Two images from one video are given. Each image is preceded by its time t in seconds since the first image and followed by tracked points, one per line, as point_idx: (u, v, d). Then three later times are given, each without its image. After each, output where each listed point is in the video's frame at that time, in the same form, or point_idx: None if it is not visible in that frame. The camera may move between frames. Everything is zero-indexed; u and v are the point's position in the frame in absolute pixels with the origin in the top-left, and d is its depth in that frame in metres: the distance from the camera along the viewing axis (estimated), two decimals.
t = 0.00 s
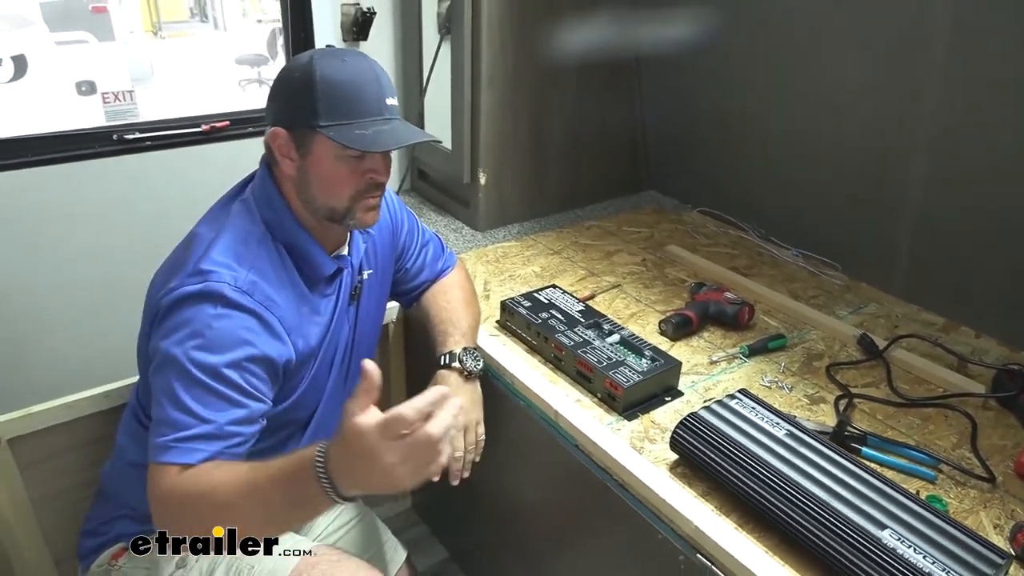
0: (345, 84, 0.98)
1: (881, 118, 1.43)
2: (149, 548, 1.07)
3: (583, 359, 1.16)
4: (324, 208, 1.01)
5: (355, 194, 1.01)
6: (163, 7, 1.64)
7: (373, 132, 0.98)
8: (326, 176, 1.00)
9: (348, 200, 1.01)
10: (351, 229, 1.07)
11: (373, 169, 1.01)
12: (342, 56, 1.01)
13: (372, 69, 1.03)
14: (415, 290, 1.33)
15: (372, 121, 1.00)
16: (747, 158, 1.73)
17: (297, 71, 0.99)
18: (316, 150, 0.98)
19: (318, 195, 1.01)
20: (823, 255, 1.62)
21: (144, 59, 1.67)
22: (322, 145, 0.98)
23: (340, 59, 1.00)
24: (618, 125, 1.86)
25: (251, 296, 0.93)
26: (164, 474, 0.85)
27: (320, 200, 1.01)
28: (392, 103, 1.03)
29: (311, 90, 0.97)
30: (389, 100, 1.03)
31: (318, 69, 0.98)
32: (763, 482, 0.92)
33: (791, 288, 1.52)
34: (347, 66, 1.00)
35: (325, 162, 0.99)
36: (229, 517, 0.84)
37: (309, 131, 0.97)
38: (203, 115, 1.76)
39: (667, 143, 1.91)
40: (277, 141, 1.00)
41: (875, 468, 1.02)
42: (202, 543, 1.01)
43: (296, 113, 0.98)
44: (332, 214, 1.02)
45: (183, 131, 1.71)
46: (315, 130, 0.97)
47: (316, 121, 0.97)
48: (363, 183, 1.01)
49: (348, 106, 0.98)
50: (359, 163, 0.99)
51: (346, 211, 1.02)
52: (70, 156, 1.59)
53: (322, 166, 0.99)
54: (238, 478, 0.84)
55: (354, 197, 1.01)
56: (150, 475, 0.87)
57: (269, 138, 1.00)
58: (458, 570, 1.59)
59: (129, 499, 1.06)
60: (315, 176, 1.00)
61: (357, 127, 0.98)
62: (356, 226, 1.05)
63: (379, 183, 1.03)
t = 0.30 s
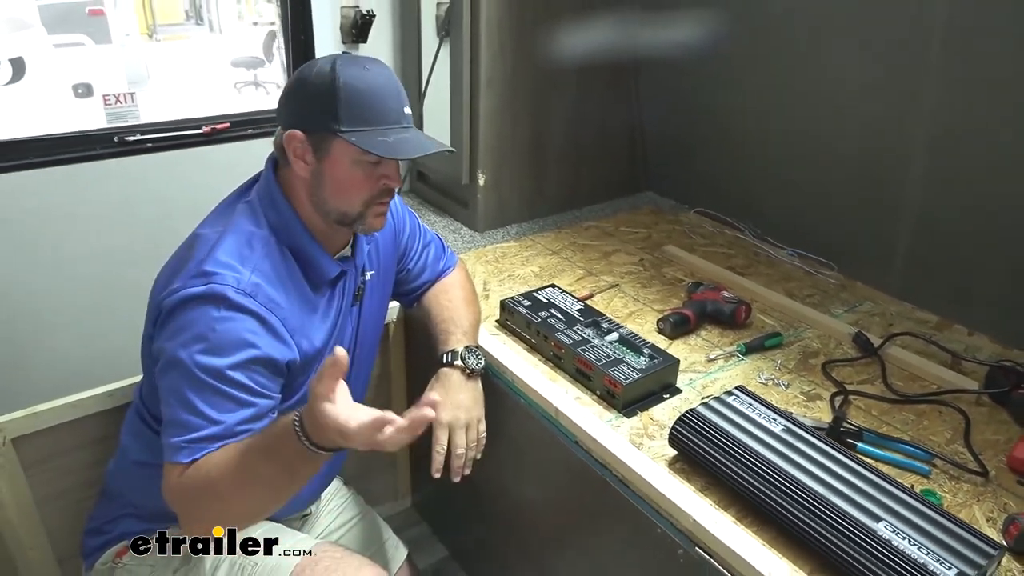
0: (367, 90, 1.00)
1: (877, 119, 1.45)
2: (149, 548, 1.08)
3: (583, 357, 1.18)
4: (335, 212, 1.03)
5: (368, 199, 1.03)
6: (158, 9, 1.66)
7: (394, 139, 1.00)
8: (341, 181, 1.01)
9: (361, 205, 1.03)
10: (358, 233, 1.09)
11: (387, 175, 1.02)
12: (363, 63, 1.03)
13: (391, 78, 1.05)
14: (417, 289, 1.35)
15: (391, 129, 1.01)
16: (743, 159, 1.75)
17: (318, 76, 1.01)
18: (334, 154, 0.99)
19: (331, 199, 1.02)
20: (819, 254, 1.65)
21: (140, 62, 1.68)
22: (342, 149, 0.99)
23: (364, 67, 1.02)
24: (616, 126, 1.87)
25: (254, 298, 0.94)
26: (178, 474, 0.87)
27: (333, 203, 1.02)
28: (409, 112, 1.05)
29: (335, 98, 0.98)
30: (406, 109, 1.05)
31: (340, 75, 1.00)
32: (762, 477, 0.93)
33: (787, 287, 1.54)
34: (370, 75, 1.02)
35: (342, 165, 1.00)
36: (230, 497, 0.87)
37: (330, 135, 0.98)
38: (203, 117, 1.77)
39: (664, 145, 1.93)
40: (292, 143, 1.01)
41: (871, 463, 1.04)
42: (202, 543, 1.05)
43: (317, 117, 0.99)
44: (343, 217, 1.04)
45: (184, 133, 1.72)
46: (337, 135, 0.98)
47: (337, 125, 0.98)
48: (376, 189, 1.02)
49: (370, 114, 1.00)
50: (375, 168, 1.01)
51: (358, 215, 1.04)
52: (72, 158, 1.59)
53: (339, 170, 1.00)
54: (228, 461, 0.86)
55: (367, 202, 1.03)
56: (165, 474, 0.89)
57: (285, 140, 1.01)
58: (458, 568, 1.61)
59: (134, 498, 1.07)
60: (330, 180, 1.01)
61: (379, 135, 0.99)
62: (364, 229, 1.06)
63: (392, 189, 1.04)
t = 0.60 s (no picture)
0: (367, 87, 1.01)
1: (869, 119, 1.47)
2: (149, 548, 1.09)
3: (579, 355, 1.19)
4: (337, 208, 1.04)
5: (367, 194, 1.04)
6: (154, 13, 1.66)
7: (394, 134, 1.01)
8: (343, 177, 1.02)
9: (361, 200, 1.04)
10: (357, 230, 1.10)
11: (387, 170, 1.04)
12: (363, 62, 1.04)
13: (390, 76, 1.06)
14: (414, 288, 1.36)
15: (391, 124, 1.02)
16: (739, 160, 1.76)
17: (319, 74, 1.02)
18: (335, 150, 1.00)
19: (332, 195, 1.03)
20: (813, 254, 1.66)
21: (136, 65, 1.68)
22: (342, 144, 1.00)
23: (363, 66, 1.03)
24: (612, 127, 1.89)
25: (269, 302, 0.95)
26: (207, 482, 0.91)
27: (335, 200, 1.03)
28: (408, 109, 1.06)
29: (335, 95, 0.99)
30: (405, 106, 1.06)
31: (341, 72, 1.01)
32: (756, 472, 0.94)
33: (782, 286, 1.56)
34: (369, 73, 1.03)
35: (343, 162, 1.01)
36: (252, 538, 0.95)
37: (331, 131, 0.99)
38: (202, 121, 1.78)
39: (660, 146, 1.95)
40: (295, 141, 1.02)
41: (865, 458, 1.05)
42: (202, 543, 1.08)
43: (317, 114, 1.00)
44: (344, 213, 1.05)
45: (182, 136, 1.74)
46: (338, 131, 0.99)
47: (338, 122, 0.99)
48: (376, 184, 1.04)
49: (370, 110, 1.01)
50: (376, 164, 1.02)
51: (358, 211, 1.05)
52: (72, 162, 1.61)
53: (340, 166, 1.01)
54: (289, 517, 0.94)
55: (367, 198, 1.04)
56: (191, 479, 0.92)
57: (288, 138, 1.02)
58: (457, 566, 1.62)
59: (137, 496, 1.09)
60: (331, 177, 1.02)
61: (380, 130, 1.00)
62: (364, 226, 1.08)
63: (390, 185, 1.05)
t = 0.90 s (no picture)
0: (377, 90, 1.03)
1: (862, 121, 1.48)
2: (149, 548, 1.10)
3: (574, 354, 1.20)
4: (346, 208, 1.05)
5: (375, 195, 1.05)
6: (152, 16, 1.68)
7: (405, 134, 1.03)
8: (351, 177, 1.03)
9: (370, 200, 1.05)
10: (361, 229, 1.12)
11: (394, 172, 1.05)
12: (370, 66, 1.06)
13: (397, 80, 1.08)
14: (411, 288, 1.37)
15: (401, 125, 1.04)
16: (733, 161, 1.78)
17: (329, 76, 1.03)
18: (345, 150, 1.01)
19: (341, 194, 1.04)
20: (807, 254, 1.68)
21: (134, 68, 1.70)
22: (354, 145, 1.01)
23: (371, 68, 1.05)
24: (608, 129, 1.90)
25: (293, 293, 0.97)
26: (290, 462, 0.89)
27: (343, 199, 1.04)
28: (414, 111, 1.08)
29: (347, 95, 1.01)
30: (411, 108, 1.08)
31: (351, 76, 1.02)
32: (748, 467, 0.96)
33: (776, 286, 1.57)
34: (377, 75, 1.05)
35: (352, 160, 1.02)
36: (364, 514, 0.90)
37: (343, 132, 1.00)
38: (200, 121, 1.79)
39: (655, 147, 1.97)
40: (303, 141, 1.02)
41: (856, 455, 1.07)
42: (202, 543, 1.10)
43: (327, 117, 1.01)
44: (352, 212, 1.06)
45: (181, 137, 1.75)
46: (349, 131, 1.00)
47: (349, 122, 1.00)
48: (383, 184, 1.05)
49: (380, 110, 1.02)
50: (384, 164, 1.03)
51: (367, 211, 1.06)
52: (72, 163, 1.62)
53: (348, 167, 1.02)
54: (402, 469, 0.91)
55: (375, 197, 1.05)
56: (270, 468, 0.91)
57: (296, 140, 1.02)
58: (454, 565, 1.63)
59: (137, 492, 1.11)
60: (339, 177, 1.03)
61: (391, 130, 1.02)
62: (371, 224, 1.09)
63: (398, 185, 1.07)
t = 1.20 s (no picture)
0: (379, 92, 1.04)
1: (857, 121, 1.49)
2: (149, 548, 1.11)
3: (572, 352, 1.21)
4: (346, 208, 1.06)
5: (376, 196, 1.06)
6: (151, 19, 1.70)
7: (405, 137, 1.04)
8: (351, 178, 1.04)
9: (370, 201, 1.06)
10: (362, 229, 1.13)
11: (395, 174, 1.06)
12: (372, 68, 1.07)
13: (398, 82, 1.09)
14: (411, 287, 1.38)
15: (402, 128, 1.05)
16: (730, 162, 1.79)
17: (331, 77, 1.04)
18: (347, 151, 1.02)
19: (342, 195, 1.05)
20: (803, 254, 1.69)
21: (134, 70, 1.71)
22: (355, 146, 1.02)
23: (373, 71, 1.06)
24: (605, 130, 1.92)
25: (303, 270, 0.99)
26: (338, 403, 0.90)
27: (344, 200, 1.05)
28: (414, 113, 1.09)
29: (349, 98, 1.02)
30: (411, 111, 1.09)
31: (352, 79, 1.03)
32: (744, 463, 0.97)
33: (773, 285, 1.58)
34: (379, 78, 1.06)
35: (354, 162, 1.03)
36: (446, 446, 0.95)
37: (345, 133, 1.01)
38: (201, 122, 1.80)
39: (653, 148, 1.98)
40: (306, 142, 1.03)
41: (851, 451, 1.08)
42: (202, 543, 1.10)
43: (329, 118, 1.02)
44: (353, 212, 1.07)
45: (181, 138, 1.76)
46: (351, 132, 1.01)
47: (351, 125, 1.01)
48: (383, 185, 1.06)
49: (382, 113, 1.03)
50: (384, 165, 1.04)
51: (367, 212, 1.07)
52: (74, 164, 1.63)
53: (350, 167, 1.03)
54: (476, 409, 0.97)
55: (376, 199, 1.07)
56: (319, 421, 0.92)
57: (299, 141, 1.04)
58: (453, 563, 1.64)
59: (140, 489, 1.12)
60: (340, 177, 1.04)
61: (392, 133, 1.03)
62: (371, 225, 1.10)
63: (398, 187, 1.08)
